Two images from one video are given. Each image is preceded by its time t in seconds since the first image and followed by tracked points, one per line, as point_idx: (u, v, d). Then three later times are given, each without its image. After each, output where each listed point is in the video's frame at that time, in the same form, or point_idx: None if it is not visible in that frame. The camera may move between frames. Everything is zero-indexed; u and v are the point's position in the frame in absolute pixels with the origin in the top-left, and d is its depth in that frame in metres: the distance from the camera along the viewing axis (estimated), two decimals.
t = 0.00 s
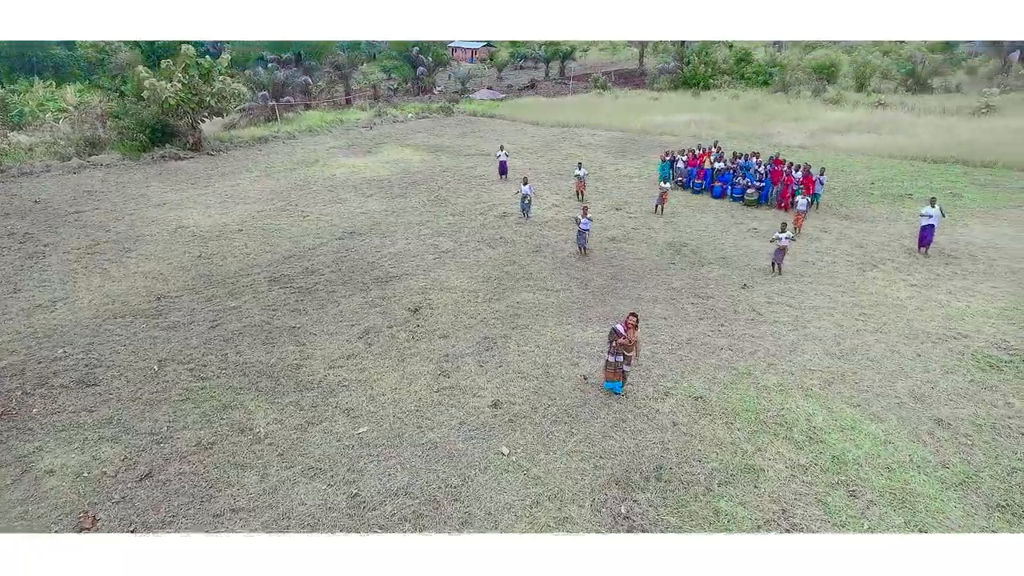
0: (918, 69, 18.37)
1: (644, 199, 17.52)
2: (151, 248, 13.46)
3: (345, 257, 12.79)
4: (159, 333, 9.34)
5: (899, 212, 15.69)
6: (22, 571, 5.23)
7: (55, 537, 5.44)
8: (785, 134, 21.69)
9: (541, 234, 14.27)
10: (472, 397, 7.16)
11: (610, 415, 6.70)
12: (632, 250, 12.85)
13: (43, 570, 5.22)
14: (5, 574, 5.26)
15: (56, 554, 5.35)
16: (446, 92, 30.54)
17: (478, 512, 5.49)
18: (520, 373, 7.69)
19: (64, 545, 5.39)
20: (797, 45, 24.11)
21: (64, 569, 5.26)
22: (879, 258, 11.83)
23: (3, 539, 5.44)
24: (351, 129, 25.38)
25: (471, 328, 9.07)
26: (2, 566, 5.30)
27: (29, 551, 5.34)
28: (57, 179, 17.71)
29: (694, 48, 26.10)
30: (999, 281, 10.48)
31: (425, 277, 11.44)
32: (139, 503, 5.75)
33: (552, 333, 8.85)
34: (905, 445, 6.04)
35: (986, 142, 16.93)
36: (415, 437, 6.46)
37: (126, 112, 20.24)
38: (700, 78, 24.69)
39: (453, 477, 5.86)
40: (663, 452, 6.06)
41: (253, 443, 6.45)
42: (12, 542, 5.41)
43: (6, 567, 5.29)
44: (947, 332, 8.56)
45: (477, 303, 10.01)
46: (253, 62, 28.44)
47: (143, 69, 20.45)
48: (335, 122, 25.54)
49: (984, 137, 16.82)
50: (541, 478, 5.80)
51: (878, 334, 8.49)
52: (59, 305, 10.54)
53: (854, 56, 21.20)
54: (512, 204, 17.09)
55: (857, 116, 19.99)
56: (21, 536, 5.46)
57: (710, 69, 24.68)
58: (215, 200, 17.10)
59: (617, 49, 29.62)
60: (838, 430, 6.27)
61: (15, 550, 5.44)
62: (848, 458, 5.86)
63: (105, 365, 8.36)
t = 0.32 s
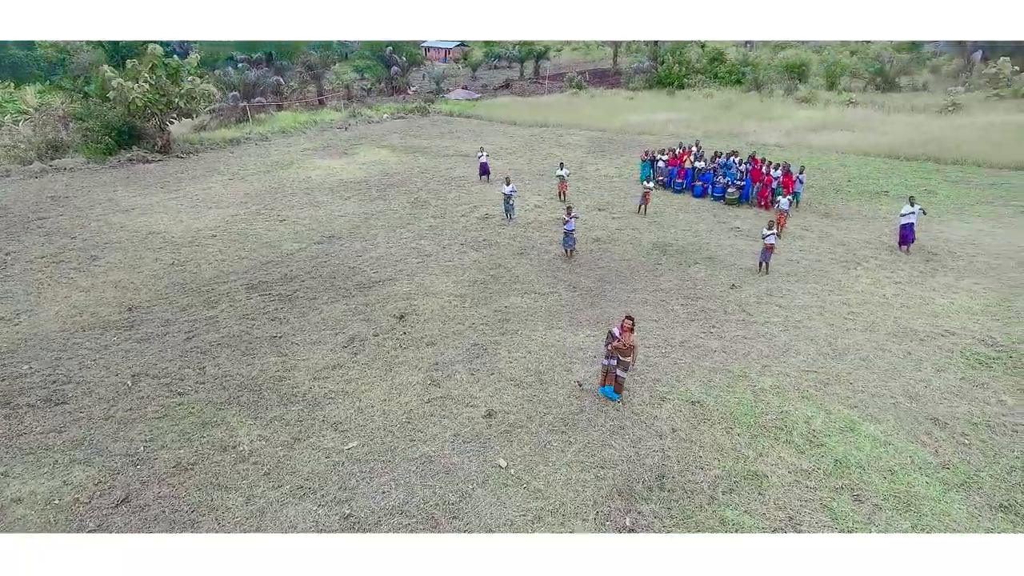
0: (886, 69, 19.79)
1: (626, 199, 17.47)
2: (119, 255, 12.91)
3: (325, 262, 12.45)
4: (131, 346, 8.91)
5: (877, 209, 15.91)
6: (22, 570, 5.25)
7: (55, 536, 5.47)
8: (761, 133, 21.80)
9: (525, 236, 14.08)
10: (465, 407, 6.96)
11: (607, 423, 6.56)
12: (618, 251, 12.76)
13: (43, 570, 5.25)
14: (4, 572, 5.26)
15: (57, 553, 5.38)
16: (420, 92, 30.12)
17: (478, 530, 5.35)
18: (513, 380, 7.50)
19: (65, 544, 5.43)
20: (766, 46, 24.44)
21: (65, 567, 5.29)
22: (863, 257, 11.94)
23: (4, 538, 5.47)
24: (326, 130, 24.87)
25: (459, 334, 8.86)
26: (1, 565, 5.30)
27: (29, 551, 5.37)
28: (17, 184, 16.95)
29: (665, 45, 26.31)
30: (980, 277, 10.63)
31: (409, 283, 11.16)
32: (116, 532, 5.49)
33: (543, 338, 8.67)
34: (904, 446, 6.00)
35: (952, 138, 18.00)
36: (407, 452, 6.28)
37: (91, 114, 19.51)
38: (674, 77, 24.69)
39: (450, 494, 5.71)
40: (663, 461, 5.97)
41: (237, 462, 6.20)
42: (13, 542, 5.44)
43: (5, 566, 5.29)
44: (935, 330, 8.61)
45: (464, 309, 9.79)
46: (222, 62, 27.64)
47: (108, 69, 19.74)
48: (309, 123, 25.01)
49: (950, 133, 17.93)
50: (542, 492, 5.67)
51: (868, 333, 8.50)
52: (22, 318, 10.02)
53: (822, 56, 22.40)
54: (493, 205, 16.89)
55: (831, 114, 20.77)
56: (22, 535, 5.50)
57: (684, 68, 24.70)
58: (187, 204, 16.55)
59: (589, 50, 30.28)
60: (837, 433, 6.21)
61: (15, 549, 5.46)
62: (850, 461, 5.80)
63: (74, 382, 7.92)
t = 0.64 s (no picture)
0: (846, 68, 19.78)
1: (600, 199, 17.41)
2: (74, 266, 12.22)
3: (296, 269, 12.02)
4: (90, 365, 8.41)
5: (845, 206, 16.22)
6: (22, 571, 5.33)
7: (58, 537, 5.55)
8: (726, 133, 21.92)
9: (502, 238, 13.86)
10: (453, 420, 6.72)
11: (600, 431, 6.40)
12: (596, 253, 12.66)
13: (43, 570, 5.32)
14: (4, 573, 5.35)
15: (56, 554, 5.45)
16: (385, 93, 29.51)
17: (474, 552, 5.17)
18: (500, 390, 7.26)
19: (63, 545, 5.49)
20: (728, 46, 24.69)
21: (64, 568, 5.35)
22: (837, 254, 12.10)
23: (4, 539, 5.56)
24: (290, 132, 24.21)
25: (440, 342, 8.59)
26: (1, 566, 5.38)
27: (29, 551, 5.45)
28: None
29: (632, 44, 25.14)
30: (951, 272, 10.86)
31: (385, 289, 10.81)
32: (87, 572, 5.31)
33: (528, 344, 8.46)
34: (898, 446, 5.98)
35: (910, 136, 18.74)
36: (394, 469, 6.04)
37: (39, 116, 18.48)
38: (640, 77, 23.82)
39: (442, 513, 5.51)
40: (661, 469, 5.84)
41: (212, 489, 5.94)
42: (13, 543, 5.53)
43: (5, 566, 5.38)
44: (914, 326, 8.72)
45: (445, 316, 9.51)
46: (178, 61, 26.56)
47: (58, 69, 18.73)
48: (272, 124, 24.26)
49: (909, 130, 18.63)
50: (538, 508, 5.50)
51: (850, 331, 8.56)
52: None
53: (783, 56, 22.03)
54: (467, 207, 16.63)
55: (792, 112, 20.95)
56: (21, 537, 5.58)
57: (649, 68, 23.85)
58: (147, 211, 15.83)
59: (555, 49, 27.27)
60: (830, 434, 6.18)
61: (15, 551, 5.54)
62: (847, 463, 5.76)
63: (28, 406, 7.45)
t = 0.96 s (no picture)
0: (801, 66, 21.27)
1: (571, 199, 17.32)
2: (19, 280, 11.45)
3: (262, 278, 11.52)
4: (40, 387, 7.84)
5: (811, 202, 16.53)
6: (23, 570, 5.39)
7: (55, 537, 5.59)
8: (690, 131, 22.17)
9: (475, 241, 13.60)
10: (438, 435, 6.49)
11: (590, 441, 6.26)
12: (571, 254, 12.53)
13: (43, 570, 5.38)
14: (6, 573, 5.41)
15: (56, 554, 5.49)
16: (346, 93, 28.79)
17: None
18: (485, 402, 7.02)
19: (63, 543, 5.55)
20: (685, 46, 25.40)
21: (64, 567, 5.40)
22: (808, 250, 12.27)
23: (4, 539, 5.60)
24: (249, 133, 23.42)
25: (419, 351, 8.31)
26: (3, 565, 5.44)
27: (29, 550, 5.49)
28: None
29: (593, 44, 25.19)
30: (918, 267, 11.10)
31: (357, 297, 10.43)
32: None
33: (509, 351, 8.23)
34: (888, 445, 5.99)
35: (867, 134, 19.47)
36: (380, 491, 5.80)
37: None
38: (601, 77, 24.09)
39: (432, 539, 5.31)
40: (655, 479, 5.74)
41: (182, 521, 5.62)
42: (13, 541, 5.58)
43: (6, 566, 5.44)
44: (890, 321, 8.85)
45: (422, 323, 9.22)
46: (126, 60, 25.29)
47: None
48: (229, 126, 23.39)
49: (865, 128, 19.37)
50: (533, 527, 5.35)
51: (828, 328, 8.63)
52: None
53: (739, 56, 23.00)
54: (437, 209, 16.32)
55: (752, 110, 21.65)
56: (21, 536, 5.60)
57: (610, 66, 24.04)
58: (98, 219, 15.00)
59: (514, 48, 27.51)
60: (820, 435, 6.16)
61: (14, 549, 5.57)
62: (840, 464, 5.75)
63: None
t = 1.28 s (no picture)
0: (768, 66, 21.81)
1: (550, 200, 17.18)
2: None
3: (235, 287, 11.09)
4: None
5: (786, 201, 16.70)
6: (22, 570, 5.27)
7: (54, 537, 5.50)
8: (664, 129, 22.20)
9: (454, 244, 13.37)
10: (429, 450, 6.25)
11: (586, 451, 6.10)
12: (553, 256, 12.37)
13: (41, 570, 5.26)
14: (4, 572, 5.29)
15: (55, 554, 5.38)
16: (314, 94, 28.13)
17: None
18: (475, 413, 6.81)
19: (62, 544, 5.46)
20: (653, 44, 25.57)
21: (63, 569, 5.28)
22: (788, 249, 12.35)
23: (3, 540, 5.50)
24: (215, 136, 22.72)
25: (403, 361, 8.04)
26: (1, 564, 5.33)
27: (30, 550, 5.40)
28: None
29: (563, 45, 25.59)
30: (896, 264, 11.25)
31: (336, 305, 10.10)
32: None
33: (496, 359, 8.02)
34: (882, 446, 5.98)
35: (835, 133, 19.82)
36: (370, 512, 5.57)
37: None
38: (573, 76, 24.02)
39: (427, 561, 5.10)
40: (655, 489, 5.63)
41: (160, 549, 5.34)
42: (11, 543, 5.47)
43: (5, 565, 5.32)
44: (874, 319, 8.91)
45: (404, 332, 8.94)
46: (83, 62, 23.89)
47: None
48: (194, 128, 22.66)
49: (833, 126, 19.73)
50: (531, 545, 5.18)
51: (815, 328, 8.64)
52: None
53: (708, 56, 23.58)
54: (414, 212, 16.00)
55: (722, 110, 21.93)
56: (22, 536, 5.53)
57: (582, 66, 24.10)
58: (56, 226, 14.31)
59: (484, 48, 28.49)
60: (816, 438, 6.12)
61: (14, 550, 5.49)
62: (838, 467, 5.71)
63: None
